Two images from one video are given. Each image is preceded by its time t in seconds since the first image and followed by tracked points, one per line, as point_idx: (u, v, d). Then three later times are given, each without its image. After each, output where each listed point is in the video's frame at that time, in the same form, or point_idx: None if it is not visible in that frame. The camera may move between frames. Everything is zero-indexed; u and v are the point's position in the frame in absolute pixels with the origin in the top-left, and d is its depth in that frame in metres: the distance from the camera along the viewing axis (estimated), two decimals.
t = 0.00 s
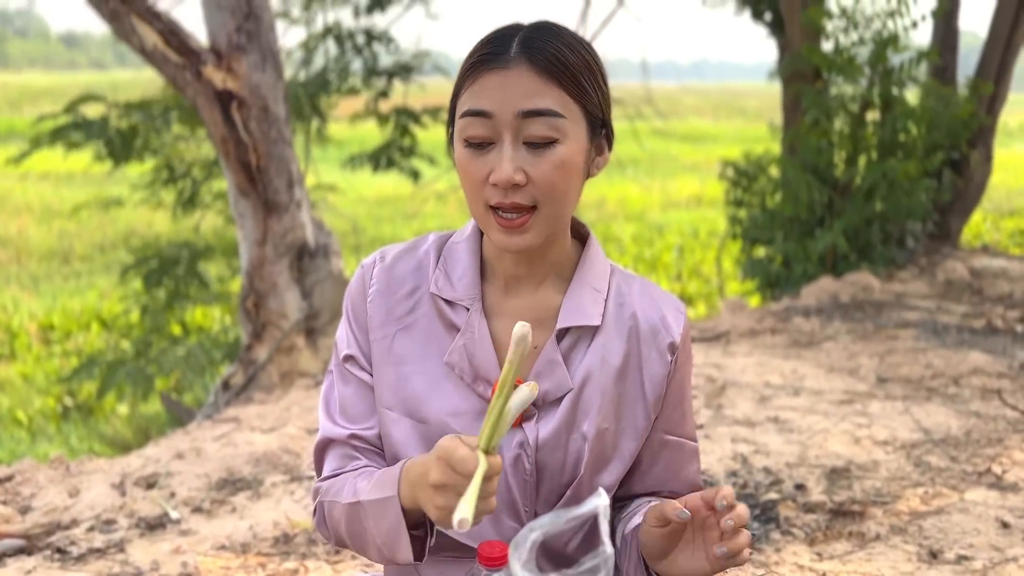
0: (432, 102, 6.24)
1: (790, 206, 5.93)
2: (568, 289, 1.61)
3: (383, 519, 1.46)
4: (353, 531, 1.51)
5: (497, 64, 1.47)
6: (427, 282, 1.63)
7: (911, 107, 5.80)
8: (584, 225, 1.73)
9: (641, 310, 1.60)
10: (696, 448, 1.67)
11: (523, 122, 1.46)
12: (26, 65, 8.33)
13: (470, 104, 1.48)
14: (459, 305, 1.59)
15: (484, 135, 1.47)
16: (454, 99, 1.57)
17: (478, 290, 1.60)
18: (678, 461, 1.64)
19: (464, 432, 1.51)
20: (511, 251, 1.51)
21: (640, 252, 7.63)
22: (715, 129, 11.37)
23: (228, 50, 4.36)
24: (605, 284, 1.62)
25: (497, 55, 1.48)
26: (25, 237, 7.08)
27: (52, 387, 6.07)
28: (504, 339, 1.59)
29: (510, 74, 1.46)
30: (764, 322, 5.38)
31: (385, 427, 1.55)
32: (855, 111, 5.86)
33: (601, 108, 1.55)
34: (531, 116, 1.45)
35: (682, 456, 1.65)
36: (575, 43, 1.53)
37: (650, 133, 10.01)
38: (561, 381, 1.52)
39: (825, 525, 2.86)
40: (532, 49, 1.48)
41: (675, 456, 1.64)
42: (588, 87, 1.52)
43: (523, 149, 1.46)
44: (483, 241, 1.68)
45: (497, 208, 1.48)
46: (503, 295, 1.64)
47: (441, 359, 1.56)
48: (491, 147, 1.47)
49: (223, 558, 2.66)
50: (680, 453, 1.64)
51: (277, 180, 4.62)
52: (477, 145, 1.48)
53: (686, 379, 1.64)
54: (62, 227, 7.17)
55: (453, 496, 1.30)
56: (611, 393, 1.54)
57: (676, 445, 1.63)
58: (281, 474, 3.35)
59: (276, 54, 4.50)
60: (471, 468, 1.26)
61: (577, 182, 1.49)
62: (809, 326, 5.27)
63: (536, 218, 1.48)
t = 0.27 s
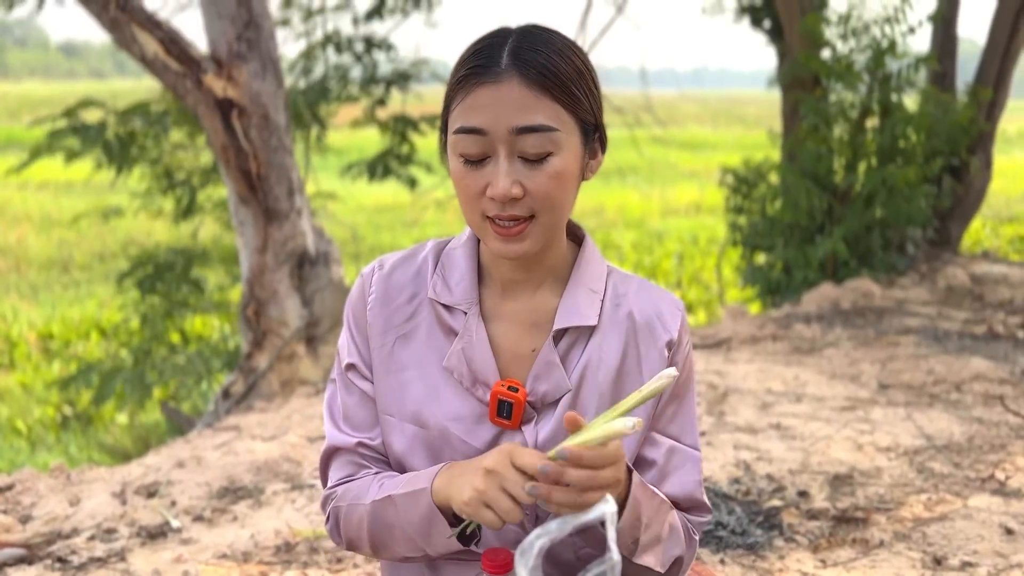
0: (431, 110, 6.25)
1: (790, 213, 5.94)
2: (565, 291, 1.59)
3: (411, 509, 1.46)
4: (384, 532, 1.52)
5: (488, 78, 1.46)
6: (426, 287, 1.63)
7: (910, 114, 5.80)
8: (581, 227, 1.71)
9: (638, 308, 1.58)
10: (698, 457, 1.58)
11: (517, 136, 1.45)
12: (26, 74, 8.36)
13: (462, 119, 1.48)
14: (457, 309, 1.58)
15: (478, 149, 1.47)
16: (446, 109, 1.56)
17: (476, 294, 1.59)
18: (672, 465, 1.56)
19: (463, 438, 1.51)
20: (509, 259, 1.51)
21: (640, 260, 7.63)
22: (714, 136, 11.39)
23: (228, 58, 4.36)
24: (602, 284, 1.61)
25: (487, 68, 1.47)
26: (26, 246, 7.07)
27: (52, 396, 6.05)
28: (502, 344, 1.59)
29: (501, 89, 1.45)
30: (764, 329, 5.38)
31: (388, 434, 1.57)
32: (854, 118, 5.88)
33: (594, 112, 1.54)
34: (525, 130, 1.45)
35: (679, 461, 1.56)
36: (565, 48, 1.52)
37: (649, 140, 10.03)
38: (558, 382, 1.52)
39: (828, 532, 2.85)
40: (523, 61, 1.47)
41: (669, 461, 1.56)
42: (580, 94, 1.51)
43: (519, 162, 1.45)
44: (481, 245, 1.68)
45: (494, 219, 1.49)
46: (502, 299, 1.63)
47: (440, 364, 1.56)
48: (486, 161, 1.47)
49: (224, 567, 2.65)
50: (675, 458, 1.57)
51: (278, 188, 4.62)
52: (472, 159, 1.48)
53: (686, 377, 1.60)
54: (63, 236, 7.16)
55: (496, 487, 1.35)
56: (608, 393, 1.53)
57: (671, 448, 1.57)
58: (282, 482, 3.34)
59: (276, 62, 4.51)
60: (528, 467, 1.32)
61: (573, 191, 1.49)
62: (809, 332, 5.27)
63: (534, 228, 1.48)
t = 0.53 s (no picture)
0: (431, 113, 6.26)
1: (790, 215, 5.94)
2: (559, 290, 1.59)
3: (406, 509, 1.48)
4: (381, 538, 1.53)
5: (493, 79, 1.46)
6: (421, 288, 1.62)
7: (910, 115, 5.80)
8: (575, 226, 1.71)
9: (632, 305, 1.58)
10: (688, 455, 1.57)
11: (525, 136, 1.45)
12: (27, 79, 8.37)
13: (468, 121, 1.47)
14: (451, 309, 1.58)
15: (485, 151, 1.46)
16: (442, 113, 1.54)
17: (471, 293, 1.59)
18: (662, 463, 1.56)
19: (459, 437, 1.51)
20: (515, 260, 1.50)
21: (640, 262, 7.62)
22: (714, 139, 11.40)
23: (228, 61, 4.36)
24: (596, 282, 1.61)
25: (491, 69, 1.47)
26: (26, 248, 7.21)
27: (52, 400, 6.04)
28: (498, 344, 1.58)
29: (508, 89, 1.45)
30: (766, 330, 5.38)
31: (384, 435, 1.57)
32: (854, 120, 5.88)
33: (590, 110, 1.56)
34: (534, 130, 1.45)
35: (668, 458, 1.56)
36: (561, 47, 1.53)
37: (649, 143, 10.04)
38: (553, 381, 1.51)
39: (830, 534, 2.84)
40: (527, 60, 1.47)
41: (661, 458, 1.56)
42: (579, 92, 1.52)
43: (527, 162, 1.45)
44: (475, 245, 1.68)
45: (502, 221, 1.47)
46: (497, 298, 1.62)
47: (435, 364, 1.56)
48: (493, 162, 1.46)
49: (225, 569, 2.65)
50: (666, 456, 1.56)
51: (278, 190, 4.62)
52: (479, 161, 1.47)
53: (680, 375, 1.60)
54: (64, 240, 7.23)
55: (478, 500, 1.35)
56: (603, 392, 1.52)
57: (662, 447, 1.56)
58: (283, 485, 3.33)
59: (276, 65, 4.51)
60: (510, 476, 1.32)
61: (578, 190, 1.49)
62: (810, 334, 5.27)
63: (542, 228, 1.48)
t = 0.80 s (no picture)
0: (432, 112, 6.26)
1: (791, 214, 5.94)
2: (558, 286, 1.59)
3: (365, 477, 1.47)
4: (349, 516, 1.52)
5: (493, 66, 1.47)
6: (420, 284, 1.63)
7: (911, 113, 5.79)
8: (573, 222, 1.71)
9: (631, 299, 1.58)
10: (691, 448, 1.57)
11: (525, 122, 1.44)
12: (28, 79, 8.38)
13: (467, 108, 1.46)
14: (451, 306, 1.58)
15: (484, 137, 1.45)
16: (442, 103, 1.54)
17: (470, 290, 1.59)
18: (665, 455, 1.56)
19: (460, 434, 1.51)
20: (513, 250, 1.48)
21: (642, 261, 7.62)
22: (716, 138, 11.40)
23: (229, 60, 4.37)
24: (595, 277, 1.61)
25: (490, 57, 1.48)
26: (28, 249, 7.18)
27: (54, 399, 6.04)
28: (498, 340, 1.58)
29: (508, 76, 1.46)
30: (767, 329, 5.38)
31: (379, 429, 1.56)
32: (856, 118, 5.87)
33: (588, 104, 1.56)
34: (533, 116, 1.44)
35: (671, 452, 1.56)
36: (560, 41, 1.54)
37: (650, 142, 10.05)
38: (552, 376, 1.51)
39: (831, 531, 2.84)
40: (526, 50, 1.48)
41: (663, 451, 1.56)
42: (577, 84, 1.53)
43: (526, 149, 1.44)
44: (474, 241, 1.68)
45: (500, 209, 1.46)
46: (496, 296, 1.62)
47: (435, 361, 1.56)
48: (492, 149, 1.45)
49: (226, 567, 2.65)
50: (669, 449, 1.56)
51: (280, 189, 4.62)
52: (477, 148, 1.46)
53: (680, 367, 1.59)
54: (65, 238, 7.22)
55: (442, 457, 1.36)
56: (604, 386, 1.52)
57: (665, 439, 1.56)
58: (284, 483, 3.34)
59: (278, 64, 4.51)
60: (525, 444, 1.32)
61: (577, 179, 1.48)
62: (812, 332, 5.26)
63: (541, 216, 1.46)
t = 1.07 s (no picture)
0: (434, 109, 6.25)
1: (794, 210, 5.92)
2: (567, 281, 1.58)
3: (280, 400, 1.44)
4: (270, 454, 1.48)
5: (478, 74, 1.45)
6: (431, 274, 1.63)
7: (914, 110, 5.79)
8: (582, 217, 1.71)
9: (639, 296, 1.57)
10: (700, 444, 1.58)
11: (518, 126, 1.43)
12: (30, 77, 8.36)
13: (458, 119, 1.45)
14: (460, 298, 1.58)
15: (480, 146, 1.44)
16: (434, 116, 1.53)
17: (480, 283, 1.59)
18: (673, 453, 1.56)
19: (467, 425, 1.52)
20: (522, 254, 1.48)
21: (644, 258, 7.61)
22: (717, 135, 11.39)
23: (231, 57, 4.37)
24: (603, 274, 1.60)
25: (474, 65, 1.46)
26: (31, 247, 7.00)
27: (56, 396, 6.04)
28: (505, 336, 1.58)
29: (495, 81, 1.44)
30: (769, 326, 5.37)
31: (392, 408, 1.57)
32: (859, 115, 5.85)
33: (581, 94, 1.55)
34: (526, 119, 1.43)
35: (680, 450, 1.56)
36: (543, 35, 1.53)
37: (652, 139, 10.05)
38: (559, 373, 1.51)
39: (834, 528, 2.84)
40: (509, 52, 1.47)
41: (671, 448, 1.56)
42: (566, 77, 1.52)
43: (524, 153, 1.43)
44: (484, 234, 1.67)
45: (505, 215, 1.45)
46: (504, 291, 1.62)
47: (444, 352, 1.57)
48: (489, 156, 1.44)
49: (228, 564, 2.65)
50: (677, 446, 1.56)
51: (281, 186, 4.61)
52: (474, 158, 1.45)
53: (688, 366, 1.59)
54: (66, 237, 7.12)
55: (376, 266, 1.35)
56: (611, 384, 1.52)
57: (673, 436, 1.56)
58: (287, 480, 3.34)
59: (279, 60, 4.50)
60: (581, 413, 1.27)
61: (579, 176, 1.47)
62: (814, 329, 5.26)
63: (547, 216, 1.46)
